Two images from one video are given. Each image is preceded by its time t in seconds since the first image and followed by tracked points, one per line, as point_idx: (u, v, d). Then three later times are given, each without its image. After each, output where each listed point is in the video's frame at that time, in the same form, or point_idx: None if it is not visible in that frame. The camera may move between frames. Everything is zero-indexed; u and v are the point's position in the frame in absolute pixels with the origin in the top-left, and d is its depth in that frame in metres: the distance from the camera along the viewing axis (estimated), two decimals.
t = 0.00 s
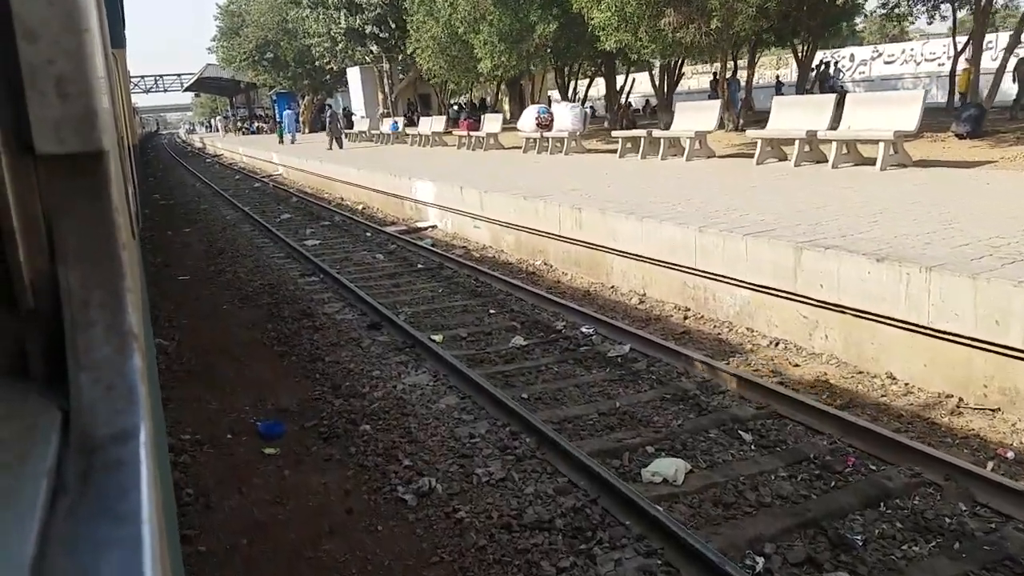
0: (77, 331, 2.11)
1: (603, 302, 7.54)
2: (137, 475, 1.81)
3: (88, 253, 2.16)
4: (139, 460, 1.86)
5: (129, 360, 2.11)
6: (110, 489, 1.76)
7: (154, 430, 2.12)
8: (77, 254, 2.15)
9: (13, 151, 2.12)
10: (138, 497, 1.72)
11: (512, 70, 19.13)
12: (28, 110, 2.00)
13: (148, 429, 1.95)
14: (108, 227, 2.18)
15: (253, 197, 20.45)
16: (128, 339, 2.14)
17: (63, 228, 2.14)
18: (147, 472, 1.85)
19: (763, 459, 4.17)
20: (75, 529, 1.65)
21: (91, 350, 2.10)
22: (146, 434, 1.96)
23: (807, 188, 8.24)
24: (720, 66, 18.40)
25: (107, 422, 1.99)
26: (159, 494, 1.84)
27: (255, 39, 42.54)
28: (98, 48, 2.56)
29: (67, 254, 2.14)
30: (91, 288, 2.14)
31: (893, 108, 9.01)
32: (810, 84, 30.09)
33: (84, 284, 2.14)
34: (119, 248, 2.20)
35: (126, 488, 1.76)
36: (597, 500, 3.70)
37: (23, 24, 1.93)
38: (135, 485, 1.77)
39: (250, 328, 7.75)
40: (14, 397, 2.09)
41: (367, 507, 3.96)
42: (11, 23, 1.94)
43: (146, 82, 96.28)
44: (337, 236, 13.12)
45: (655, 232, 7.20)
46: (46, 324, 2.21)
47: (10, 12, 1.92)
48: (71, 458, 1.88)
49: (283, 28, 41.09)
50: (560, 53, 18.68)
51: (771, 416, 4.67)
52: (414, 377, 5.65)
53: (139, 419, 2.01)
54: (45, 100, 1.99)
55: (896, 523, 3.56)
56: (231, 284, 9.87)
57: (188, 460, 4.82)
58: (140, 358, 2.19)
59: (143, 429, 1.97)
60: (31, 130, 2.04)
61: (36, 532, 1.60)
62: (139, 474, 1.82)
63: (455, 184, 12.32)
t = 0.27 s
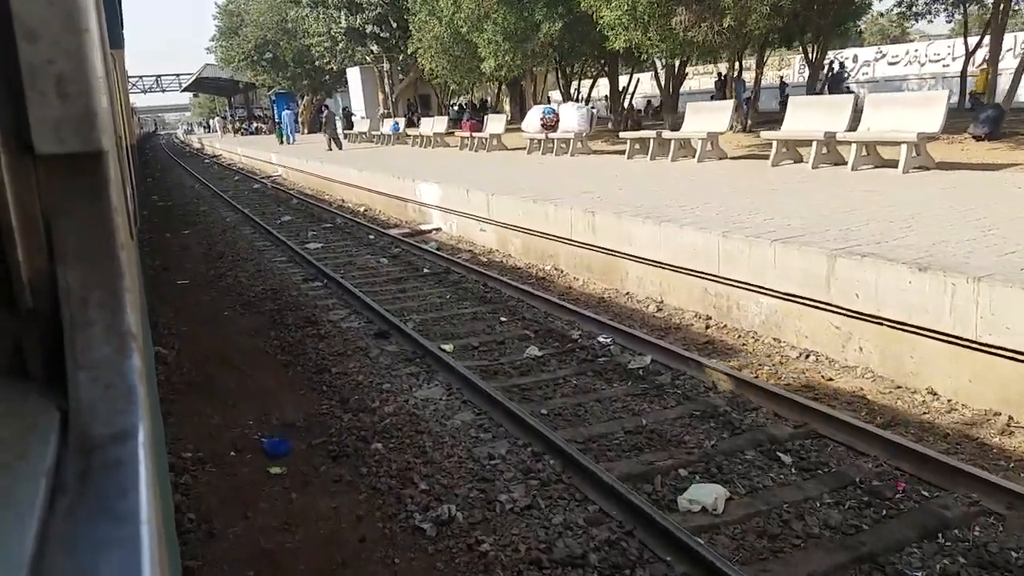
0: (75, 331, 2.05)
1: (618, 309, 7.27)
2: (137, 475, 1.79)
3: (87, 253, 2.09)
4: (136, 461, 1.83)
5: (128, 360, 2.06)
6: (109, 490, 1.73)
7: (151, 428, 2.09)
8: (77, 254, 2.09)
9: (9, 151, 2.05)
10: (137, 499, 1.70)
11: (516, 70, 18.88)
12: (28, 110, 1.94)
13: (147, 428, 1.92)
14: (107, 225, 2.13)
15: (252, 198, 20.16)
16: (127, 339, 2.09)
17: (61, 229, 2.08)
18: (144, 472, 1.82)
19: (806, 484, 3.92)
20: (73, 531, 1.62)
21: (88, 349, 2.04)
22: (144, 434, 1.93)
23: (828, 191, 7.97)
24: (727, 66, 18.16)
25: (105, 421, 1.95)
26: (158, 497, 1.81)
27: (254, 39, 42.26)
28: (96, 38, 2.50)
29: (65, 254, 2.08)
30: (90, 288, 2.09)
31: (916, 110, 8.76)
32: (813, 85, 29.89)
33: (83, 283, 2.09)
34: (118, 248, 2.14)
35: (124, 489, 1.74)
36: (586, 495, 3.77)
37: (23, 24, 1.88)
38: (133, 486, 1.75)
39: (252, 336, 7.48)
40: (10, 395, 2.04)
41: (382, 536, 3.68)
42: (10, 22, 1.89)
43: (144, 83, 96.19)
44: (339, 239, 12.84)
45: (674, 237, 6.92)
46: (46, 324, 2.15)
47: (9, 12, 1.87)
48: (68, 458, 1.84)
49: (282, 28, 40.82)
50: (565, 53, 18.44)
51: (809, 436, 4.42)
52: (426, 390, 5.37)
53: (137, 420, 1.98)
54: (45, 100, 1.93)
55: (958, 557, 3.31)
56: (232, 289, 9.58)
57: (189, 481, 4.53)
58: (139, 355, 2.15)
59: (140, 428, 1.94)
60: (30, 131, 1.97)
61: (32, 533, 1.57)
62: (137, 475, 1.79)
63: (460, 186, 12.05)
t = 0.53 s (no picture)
0: (73, 332, 1.94)
1: (635, 318, 7.00)
2: (135, 475, 1.68)
3: (87, 253, 1.98)
4: (135, 462, 1.72)
5: (127, 360, 1.95)
6: (106, 491, 1.62)
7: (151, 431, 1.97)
8: (75, 253, 1.97)
9: (8, 151, 1.92)
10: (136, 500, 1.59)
11: (521, 70, 18.63)
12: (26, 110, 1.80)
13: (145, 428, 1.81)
14: (107, 229, 2.01)
15: (251, 199, 19.87)
16: (126, 340, 1.98)
17: (59, 227, 1.96)
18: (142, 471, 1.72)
19: (856, 513, 3.67)
20: (68, 532, 1.52)
21: (85, 350, 1.93)
22: (142, 434, 1.82)
23: (851, 196, 7.72)
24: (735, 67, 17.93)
25: (102, 421, 1.84)
26: (158, 499, 1.70)
27: (253, 38, 41.97)
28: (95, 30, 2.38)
29: (63, 253, 1.96)
30: (88, 288, 1.98)
31: (939, 112, 8.51)
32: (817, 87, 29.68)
33: (80, 283, 1.97)
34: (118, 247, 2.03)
35: (122, 490, 1.63)
36: (610, 517, 3.57)
37: (22, 23, 1.75)
38: (130, 485, 1.64)
39: (254, 344, 7.20)
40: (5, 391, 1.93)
41: (401, 569, 3.41)
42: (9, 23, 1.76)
43: (142, 81, 95.83)
44: (342, 242, 12.57)
45: (696, 243, 6.64)
46: (46, 325, 2.05)
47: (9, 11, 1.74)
48: (63, 459, 1.73)
49: (283, 27, 40.54)
50: (571, 53, 18.21)
51: (852, 459, 4.17)
52: (440, 404, 5.11)
53: (135, 419, 1.87)
54: (44, 100, 1.79)
55: None
56: (234, 294, 9.30)
57: (191, 504, 4.24)
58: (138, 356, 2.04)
59: (139, 429, 1.83)
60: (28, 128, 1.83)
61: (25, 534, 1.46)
62: (135, 474, 1.69)
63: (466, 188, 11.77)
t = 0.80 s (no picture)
0: (71, 331, 1.92)
1: (654, 328, 6.72)
2: (132, 477, 1.68)
3: (87, 252, 1.95)
4: (133, 464, 1.71)
5: (124, 360, 1.93)
6: (103, 493, 1.62)
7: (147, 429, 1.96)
8: (72, 251, 1.93)
9: (8, 150, 1.89)
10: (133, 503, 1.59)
11: (527, 71, 18.36)
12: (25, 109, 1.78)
13: (143, 429, 1.80)
14: (107, 230, 1.98)
15: (252, 200, 19.58)
16: (124, 339, 1.97)
17: (55, 225, 1.92)
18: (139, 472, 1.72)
19: (912, 549, 3.41)
20: (66, 533, 1.52)
21: (82, 349, 1.90)
22: (141, 435, 1.81)
23: (876, 201, 7.44)
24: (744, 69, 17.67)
25: (100, 420, 1.82)
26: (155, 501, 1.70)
27: (254, 38, 41.66)
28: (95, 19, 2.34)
29: (60, 251, 1.93)
30: (86, 287, 1.95)
31: (964, 116, 8.22)
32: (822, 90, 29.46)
33: (78, 282, 1.94)
34: (116, 245, 1.99)
35: (121, 491, 1.63)
36: (647, 554, 3.31)
37: (23, 21, 1.73)
38: (128, 487, 1.64)
39: (256, 354, 6.93)
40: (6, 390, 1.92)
41: None
42: (9, 20, 1.74)
43: (141, 81, 95.49)
44: (345, 246, 12.30)
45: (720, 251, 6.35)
46: (43, 319, 2.00)
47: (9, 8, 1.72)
48: (60, 457, 1.72)
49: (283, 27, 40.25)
50: (577, 54, 17.94)
51: (900, 487, 3.91)
52: (455, 421, 4.84)
53: (133, 420, 1.85)
54: (43, 100, 1.78)
55: None
56: (235, 300, 9.02)
57: (191, 532, 3.95)
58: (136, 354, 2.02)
59: (138, 430, 1.82)
60: (26, 127, 1.81)
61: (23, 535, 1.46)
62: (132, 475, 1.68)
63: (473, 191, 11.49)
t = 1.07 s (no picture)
0: (71, 334, 2.04)
1: (677, 339, 6.45)
2: (129, 476, 1.78)
3: (85, 252, 2.09)
4: (130, 464, 1.82)
5: (123, 362, 2.05)
6: (102, 490, 1.72)
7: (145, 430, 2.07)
8: (72, 255, 2.07)
9: (9, 153, 2.02)
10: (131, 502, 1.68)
11: (532, 71, 18.07)
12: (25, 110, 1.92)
13: (141, 430, 1.91)
14: (102, 233, 2.11)
15: (252, 204, 19.26)
16: (122, 341, 2.09)
17: (55, 227, 2.06)
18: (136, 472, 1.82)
19: None
20: (66, 530, 1.62)
21: (82, 352, 2.03)
22: (137, 438, 1.92)
23: (904, 206, 7.16)
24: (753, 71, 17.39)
25: (99, 421, 1.93)
26: (152, 501, 1.80)
27: (253, 40, 41.32)
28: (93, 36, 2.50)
29: (62, 256, 2.06)
30: (85, 290, 2.08)
31: (996, 117, 7.86)
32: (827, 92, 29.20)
33: (78, 285, 2.08)
34: (115, 249, 2.13)
35: (120, 492, 1.72)
36: None
37: (21, 25, 1.88)
38: (127, 489, 1.74)
39: (260, 367, 6.63)
40: (9, 390, 2.05)
41: None
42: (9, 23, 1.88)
43: (139, 83, 95.11)
44: (349, 251, 12.02)
45: (749, 260, 6.05)
46: (43, 321, 2.14)
47: (10, 14, 1.87)
48: (61, 458, 1.83)
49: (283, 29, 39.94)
50: (583, 54, 17.67)
51: (959, 517, 3.63)
52: (473, 442, 4.55)
53: (131, 422, 1.96)
54: (43, 101, 1.92)
55: None
56: (238, 308, 8.73)
57: (195, 566, 3.63)
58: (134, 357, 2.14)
59: (136, 432, 1.93)
60: (27, 130, 1.95)
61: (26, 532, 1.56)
62: (130, 476, 1.78)
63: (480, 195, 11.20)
